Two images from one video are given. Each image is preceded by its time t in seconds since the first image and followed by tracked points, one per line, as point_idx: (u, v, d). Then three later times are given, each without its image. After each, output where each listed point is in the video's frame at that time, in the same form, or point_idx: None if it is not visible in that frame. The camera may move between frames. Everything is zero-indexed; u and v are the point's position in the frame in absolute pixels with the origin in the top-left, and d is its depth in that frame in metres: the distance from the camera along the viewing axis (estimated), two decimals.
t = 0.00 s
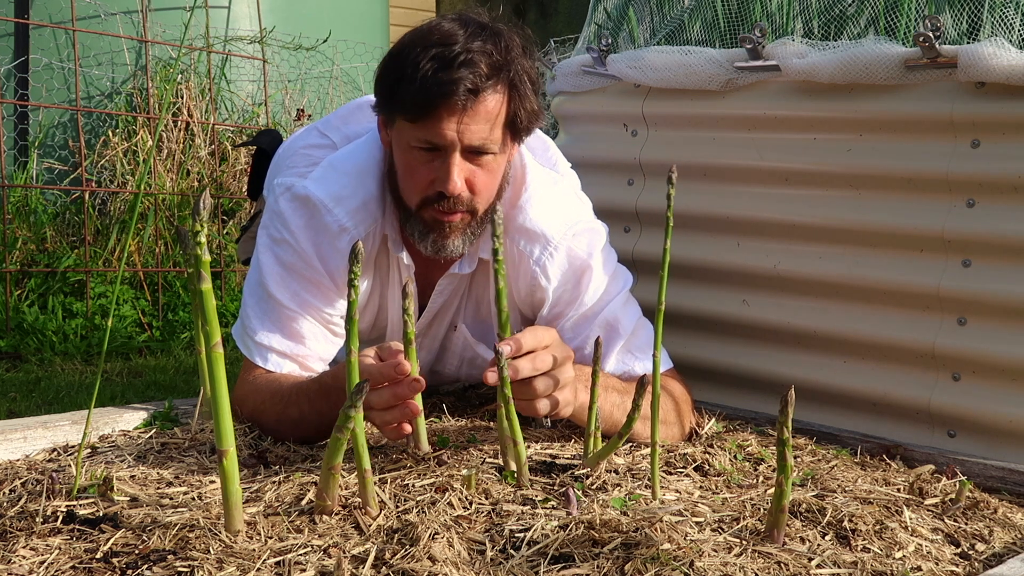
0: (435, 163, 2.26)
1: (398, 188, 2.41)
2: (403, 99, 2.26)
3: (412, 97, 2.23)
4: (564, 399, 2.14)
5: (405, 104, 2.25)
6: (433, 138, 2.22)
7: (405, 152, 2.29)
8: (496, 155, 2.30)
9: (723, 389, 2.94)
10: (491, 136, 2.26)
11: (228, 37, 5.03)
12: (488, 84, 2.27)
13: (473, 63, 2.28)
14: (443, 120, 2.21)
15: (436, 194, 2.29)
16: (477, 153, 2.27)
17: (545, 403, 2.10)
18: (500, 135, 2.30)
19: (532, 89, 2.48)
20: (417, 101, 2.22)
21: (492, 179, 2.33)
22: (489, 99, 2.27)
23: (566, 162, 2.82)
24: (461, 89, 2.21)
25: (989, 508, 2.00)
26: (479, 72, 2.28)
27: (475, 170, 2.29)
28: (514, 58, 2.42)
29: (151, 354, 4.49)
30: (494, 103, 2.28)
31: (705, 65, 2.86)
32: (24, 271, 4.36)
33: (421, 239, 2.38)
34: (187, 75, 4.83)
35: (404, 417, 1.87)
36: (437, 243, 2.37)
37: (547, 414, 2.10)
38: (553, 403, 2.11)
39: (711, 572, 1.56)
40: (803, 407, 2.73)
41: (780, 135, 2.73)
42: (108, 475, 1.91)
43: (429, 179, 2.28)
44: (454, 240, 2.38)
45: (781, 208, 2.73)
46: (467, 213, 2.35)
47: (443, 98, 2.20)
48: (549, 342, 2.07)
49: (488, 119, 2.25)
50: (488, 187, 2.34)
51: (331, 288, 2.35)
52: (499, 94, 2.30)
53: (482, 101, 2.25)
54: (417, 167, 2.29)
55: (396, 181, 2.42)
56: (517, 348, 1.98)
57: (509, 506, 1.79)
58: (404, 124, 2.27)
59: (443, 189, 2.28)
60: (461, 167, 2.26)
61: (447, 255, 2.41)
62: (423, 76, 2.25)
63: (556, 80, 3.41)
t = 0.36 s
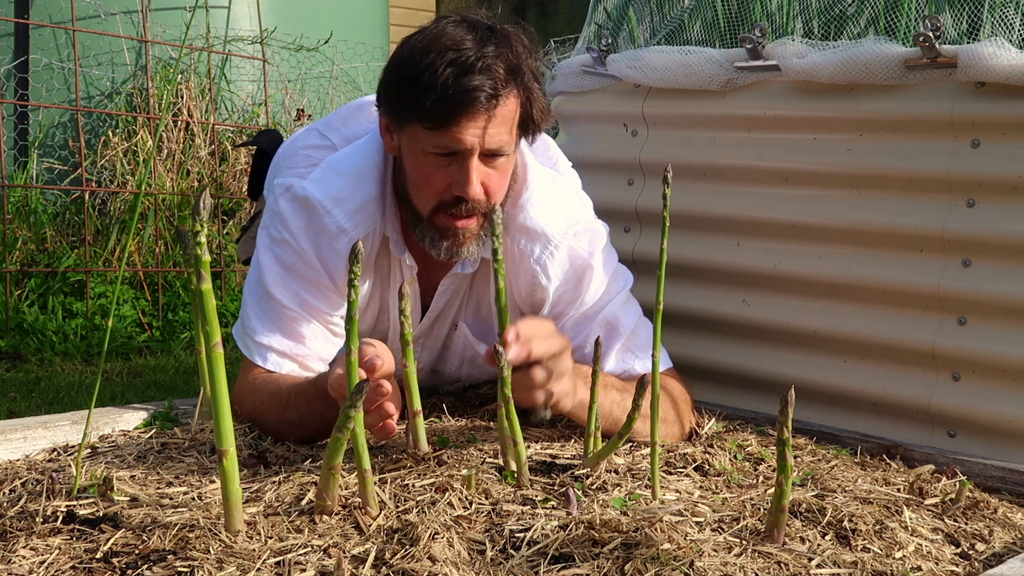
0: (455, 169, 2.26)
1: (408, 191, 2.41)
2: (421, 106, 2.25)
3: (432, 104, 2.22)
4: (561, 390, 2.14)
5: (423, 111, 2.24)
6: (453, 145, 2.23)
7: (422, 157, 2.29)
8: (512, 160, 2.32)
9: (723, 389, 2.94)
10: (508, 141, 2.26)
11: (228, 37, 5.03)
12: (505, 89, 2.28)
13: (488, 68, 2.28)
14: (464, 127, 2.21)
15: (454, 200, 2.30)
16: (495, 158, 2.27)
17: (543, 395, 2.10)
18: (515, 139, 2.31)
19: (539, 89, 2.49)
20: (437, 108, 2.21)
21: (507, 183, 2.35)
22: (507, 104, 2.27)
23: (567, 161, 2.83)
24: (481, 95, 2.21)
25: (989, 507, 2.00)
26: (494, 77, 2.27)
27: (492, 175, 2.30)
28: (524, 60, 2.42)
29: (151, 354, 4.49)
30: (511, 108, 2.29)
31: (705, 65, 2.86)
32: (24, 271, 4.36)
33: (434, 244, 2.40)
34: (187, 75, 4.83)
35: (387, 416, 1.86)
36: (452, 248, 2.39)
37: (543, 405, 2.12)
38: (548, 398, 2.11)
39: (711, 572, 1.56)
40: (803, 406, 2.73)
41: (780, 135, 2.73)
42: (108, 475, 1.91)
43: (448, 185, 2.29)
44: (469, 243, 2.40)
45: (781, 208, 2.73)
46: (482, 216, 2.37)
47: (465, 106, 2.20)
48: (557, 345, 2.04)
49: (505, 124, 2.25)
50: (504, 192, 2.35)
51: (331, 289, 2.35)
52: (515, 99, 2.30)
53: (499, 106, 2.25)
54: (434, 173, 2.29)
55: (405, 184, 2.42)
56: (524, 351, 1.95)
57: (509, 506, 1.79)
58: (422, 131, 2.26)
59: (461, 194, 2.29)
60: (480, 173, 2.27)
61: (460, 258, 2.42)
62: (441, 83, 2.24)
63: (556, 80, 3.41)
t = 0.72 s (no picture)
0: (467, 168, 2.26)
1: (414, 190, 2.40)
2: (433, 105, 2.24)
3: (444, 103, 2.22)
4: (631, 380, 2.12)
5: (436, 109, 2.24)
6: (466, 144, 2.22)
7: (434, 156, 2.28)
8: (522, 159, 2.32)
9: (722, 388, 2.94)
10: (518, 140, 2.26)
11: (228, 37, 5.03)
12: (515, 88, 2.28)
13: (499, 68, 2.28)
14: (476, 126, 2.21)
15: (465, 199, 2.30)
16: (506, 157, 2.27)
17: (628, 378, 2.10)
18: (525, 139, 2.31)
19: (546, 89, 2.49)
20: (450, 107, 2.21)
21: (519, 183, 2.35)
22: (518, 104, 2.27)
23: (569, 160, 2.83)
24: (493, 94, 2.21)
25: (989, 507, 2.00)
26: (504, 77, 2.27)
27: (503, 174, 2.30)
28: (532, 59, 2.42)
29: (151, 354, 4.49)
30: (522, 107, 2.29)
31: (705, 65, 2.86)
32: (24, 271, 4.36)
33: (442, 242, 2.39)
34: (186, 75, 4.83)
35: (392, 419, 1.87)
36: (462, 244, 2.38)
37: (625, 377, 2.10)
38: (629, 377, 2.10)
39: (711, 572, 1.56)
40: (803, 407, 2.73)
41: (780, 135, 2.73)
42: (108, 475, 1.91)
43: (458, 184, 2.28)
44: (478, 242, 2.39)
45: (781, 208, 2.73)
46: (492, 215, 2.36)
47: (477, 105, 2.20)
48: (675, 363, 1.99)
49: (516, 123, 2.26)
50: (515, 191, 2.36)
51: (332, 290, 2.35)
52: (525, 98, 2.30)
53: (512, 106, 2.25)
54: (445, 172, 2.28)
55: (411, 183, 2.42)
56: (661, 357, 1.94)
57: (509, 506, 1.79)
58: (433, 130, 2.26)
59: (472, 193, 2.29)
60: (492, 172, 2.27)
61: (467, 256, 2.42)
62: (453, 82, 2.24)
63: (556, 80, 3.41)
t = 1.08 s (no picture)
0: (446, 166, 2.26)
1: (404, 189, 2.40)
2: (412, 103, 2.25)
3: (423, 100, 2.23)
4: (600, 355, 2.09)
5: (415, 107, 2.25)
6: (443, 142, 2.23)
7: (415, 154, 2.29)
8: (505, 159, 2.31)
9: (722, 388, 2.94)
10: (498, 139, 2.26)
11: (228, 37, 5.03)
12: (497, 87, 2.28)
13: (481, 66, 2.29)
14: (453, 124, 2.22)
15: (444, 198, 2.29)
16: (487, 156, 2.27)
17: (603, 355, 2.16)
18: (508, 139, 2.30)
19: (537, 90, 2.48)
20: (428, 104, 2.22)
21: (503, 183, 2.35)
22: (498, 103, 2.27)
23: (567, 162, 2.83)
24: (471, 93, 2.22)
25: (989, 508, 2.00)
26: (486, 76, 2.28)
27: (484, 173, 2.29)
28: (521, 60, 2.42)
29: (151, 354, 4.49)
30: (503, 106, 2.29)
31: (705, 65, 2.86)
32: (24, 271, 4.36)
33: (427, 242, 2.38)
34: (186, 75, 4.83)
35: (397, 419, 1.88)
36: (446, 244, 2.37)
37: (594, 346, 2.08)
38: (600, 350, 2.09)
39: (711, 572, 1.56)
40: (803, 406, 2.73)
41: (780, 135, 2.73)
42: (108, 475, 1.91)
43: (438, 183, 2.28)
44: (462, 242, 2.39)
45: (781, 208, 2.73)
46: (475, 215, 2.36)
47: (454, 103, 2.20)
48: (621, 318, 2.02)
49: (495, 122, 2.26)
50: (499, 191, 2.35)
51: (332, 290, 2.35)
52: (508, 97, 2.30)
53: (490, 104, 2.25)
54: (425, 170, 2.29)
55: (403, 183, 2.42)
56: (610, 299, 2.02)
57: (509, 506, 1.79)
58: (413, 128, 2.26)
59: (451, 192, 2.29)
60: (471, 171, 2.27)
61: (453, 257, 2.41)
62: (432, 80, 2.25)
63: (556, 80, 3.41)
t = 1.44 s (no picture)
0: (406, 158, 2.25)
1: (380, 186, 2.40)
2: (374, 95, 2.27)
3: (381, 90, 2.24)
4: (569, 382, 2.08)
5: (376, 99, 2.26)
6: (401, 131, 2.22)
7: (381, 148, 2.29)
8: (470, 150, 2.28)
9: (723, 388, 2.94)
10: (459, 129, 2.25)
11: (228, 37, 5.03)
12: (459, 78, 2.27)
13: (443, 59, 2.29)
14: (409, 112, 2.21)
15: (408, 190, 2.27)
16: (448, 146, 2.25)
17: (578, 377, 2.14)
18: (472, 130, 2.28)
19: (513, 88, 2.46)
20: (385, 94, 2.22)
21: (470, 177, 2.32)
22: (459, 93, 2.26)
23: (563, 165, 2.82)
24: (428, 82, 2.22)
25: (989, 507, 2.00)
26: (448, 67, 2.28)
27: (447, 165, 2.27)
28: (492, 57, 2.42)
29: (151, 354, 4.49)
30: (466, 97, 2.27)
31: (705, 65, 2.86)
32: (24, 271, 4.36)
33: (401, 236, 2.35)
34: (187, 75, 4.83)
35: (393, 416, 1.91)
36: (416, 241, 2.33)
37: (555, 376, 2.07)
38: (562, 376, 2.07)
39: (711, 572, 1.56)
40: (803, 406, 2.73)
41: (780, 135, 2.73)
42: (108, 475, 1.92)
43: (401, 174, 2.27)
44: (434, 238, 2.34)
45: (781, 208, 2.73)
46: (444, 210, 2.32)
47: (410, 92, 2.20)
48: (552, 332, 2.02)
49: (454, 112, 2.25)
50: (466, 185, 2.32)
51: (331, 289, 2.34)
52: (471, 89, 2.29)
53: (451, 94, 2.25)
54: (389, 163, 2.28)
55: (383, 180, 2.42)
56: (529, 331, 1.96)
57: (509, 506, 1.79)
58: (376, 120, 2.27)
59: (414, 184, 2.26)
60: (431, 161, 2.25)
61: (427, 254, 2.37)
62: (392, 71, 2.26)
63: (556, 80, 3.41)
